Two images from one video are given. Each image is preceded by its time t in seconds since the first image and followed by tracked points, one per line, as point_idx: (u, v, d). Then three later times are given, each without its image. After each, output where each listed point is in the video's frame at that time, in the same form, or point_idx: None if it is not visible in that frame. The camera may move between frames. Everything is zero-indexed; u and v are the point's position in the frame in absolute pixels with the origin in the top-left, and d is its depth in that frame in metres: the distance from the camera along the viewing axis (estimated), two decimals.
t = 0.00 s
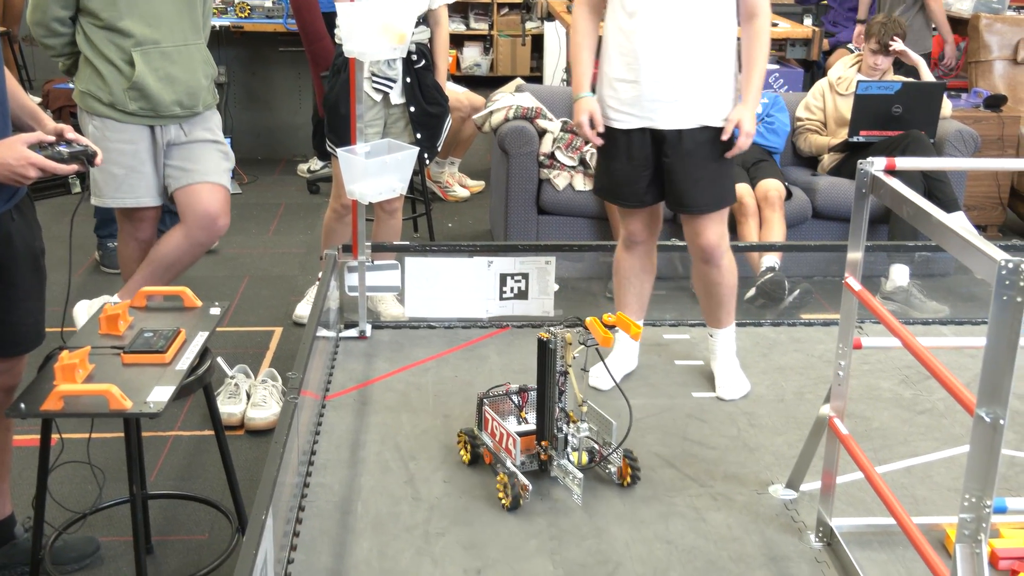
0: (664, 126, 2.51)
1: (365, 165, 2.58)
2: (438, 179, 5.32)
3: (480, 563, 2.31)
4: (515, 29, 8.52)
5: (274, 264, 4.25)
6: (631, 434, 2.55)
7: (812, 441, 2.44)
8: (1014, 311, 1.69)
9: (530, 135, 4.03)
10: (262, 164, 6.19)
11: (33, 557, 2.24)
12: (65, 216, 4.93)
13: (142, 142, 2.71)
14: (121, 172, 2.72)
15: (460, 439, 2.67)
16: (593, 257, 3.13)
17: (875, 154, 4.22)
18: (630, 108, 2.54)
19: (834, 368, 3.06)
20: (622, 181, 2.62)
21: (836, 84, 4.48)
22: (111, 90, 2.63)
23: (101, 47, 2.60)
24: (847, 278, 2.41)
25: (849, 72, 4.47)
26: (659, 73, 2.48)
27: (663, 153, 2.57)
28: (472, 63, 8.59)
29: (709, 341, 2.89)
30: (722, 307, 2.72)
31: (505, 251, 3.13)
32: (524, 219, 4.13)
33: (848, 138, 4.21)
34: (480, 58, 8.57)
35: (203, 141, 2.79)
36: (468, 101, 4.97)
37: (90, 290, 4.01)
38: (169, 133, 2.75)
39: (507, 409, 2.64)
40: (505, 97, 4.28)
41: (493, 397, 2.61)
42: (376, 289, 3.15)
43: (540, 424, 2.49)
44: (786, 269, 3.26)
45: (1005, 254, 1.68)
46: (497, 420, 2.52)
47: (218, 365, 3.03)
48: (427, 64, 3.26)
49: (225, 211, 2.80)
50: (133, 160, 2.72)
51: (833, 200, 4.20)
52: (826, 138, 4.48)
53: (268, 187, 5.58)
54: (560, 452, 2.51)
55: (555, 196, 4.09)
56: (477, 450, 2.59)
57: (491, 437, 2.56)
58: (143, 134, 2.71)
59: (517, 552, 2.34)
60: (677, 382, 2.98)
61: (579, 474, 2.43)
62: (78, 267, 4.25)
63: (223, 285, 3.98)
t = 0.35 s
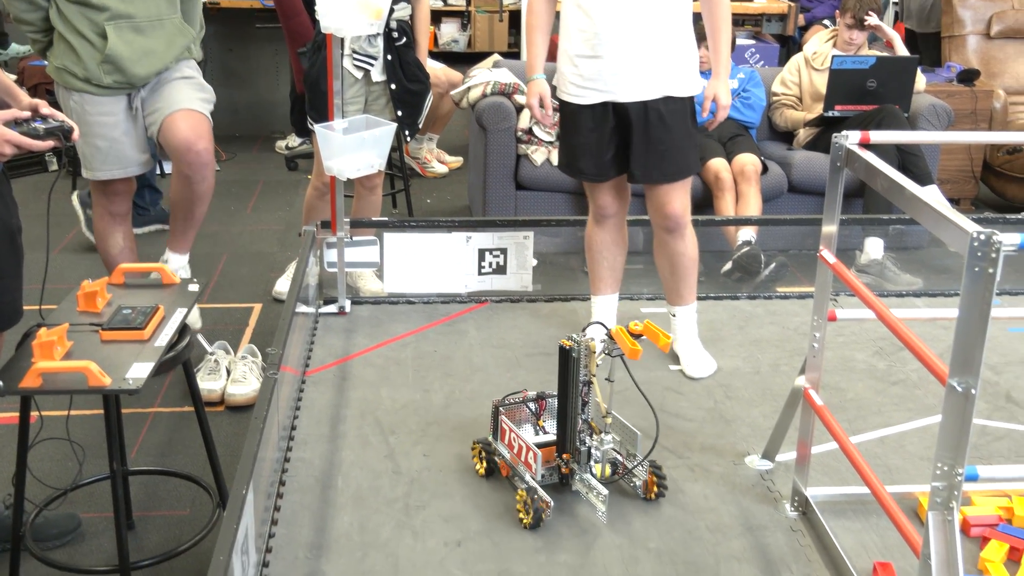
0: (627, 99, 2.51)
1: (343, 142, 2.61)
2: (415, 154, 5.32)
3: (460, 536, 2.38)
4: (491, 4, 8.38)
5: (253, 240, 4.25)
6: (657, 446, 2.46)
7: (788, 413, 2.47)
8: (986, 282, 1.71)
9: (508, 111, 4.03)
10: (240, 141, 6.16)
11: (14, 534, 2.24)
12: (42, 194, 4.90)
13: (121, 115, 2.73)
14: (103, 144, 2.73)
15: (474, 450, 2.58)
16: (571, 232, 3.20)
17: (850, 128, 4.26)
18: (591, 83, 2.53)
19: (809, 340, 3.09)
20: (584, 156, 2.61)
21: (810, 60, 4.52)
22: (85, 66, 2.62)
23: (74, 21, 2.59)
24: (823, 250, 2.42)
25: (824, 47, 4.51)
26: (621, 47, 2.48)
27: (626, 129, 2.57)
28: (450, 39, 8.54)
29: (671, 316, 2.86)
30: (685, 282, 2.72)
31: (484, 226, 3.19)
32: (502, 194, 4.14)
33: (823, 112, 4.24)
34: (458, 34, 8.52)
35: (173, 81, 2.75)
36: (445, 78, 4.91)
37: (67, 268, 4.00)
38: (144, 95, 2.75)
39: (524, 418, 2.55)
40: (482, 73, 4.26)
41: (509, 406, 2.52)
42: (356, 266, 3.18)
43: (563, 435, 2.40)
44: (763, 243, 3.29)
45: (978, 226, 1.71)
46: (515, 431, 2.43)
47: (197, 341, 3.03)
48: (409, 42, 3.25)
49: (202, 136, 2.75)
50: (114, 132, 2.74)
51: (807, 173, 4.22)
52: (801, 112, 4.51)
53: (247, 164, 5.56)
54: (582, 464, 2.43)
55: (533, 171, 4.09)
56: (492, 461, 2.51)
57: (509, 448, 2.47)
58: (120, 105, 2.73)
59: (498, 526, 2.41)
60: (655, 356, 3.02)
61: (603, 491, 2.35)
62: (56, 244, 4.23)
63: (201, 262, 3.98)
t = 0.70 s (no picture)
0: (592, 67, 2.51)
1: (313, 111, 2.61)
2: (387, 125, 5.27)
3: (434, 503, 2.45)
4: None
5: (226, 211, 4.25)
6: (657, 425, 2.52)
7: (757, 377, 2.50)
8: (952, 246, 1.79)
9: (479, 80, 4.00)
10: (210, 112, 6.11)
11: None
12: (10, 167, 4.85)
13: (95, 86, 2.79)
14: (75, 115, 2.77)
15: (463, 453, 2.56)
16: (542, 200, 3.21)
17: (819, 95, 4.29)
18: (556, 51, 2.53)
19: (778, 306, 3.14)
20: (549, 125, 2.62)
21: (780, 28, 4.57)
22: (60, 36, 2.70)
23: None
24: (790, 219, 2.43)
25: (794, 15, 4.55)
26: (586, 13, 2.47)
27: (591, 95, 2.58)
28: (420, 9, 8.30)
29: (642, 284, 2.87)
30: (655, 250, 2.75)
31: (456, 196, 3.20)
32: (474, 163, 4.11)
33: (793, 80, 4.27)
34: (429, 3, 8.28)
35: (153, 86, 2.86)
36: (417, 48, 4.91)
37: (37, 240, 3.97)
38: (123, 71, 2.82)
39: (506, 413, 2.56)
40: (453, 41, 4.25)
41: (491, 402, 2.52)
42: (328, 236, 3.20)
43: (573, 426, 2.41)
44: (733, 211, 3.32)
45: (943, 192, 1.76)
46: (517, 427, 2.43)
47: (169, 312, 3.04)
48: (379, 10, 3.23)
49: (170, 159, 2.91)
50: (87, 103, 2.78)
51: (778, 142, 4.23)
52: (771, 80, 4.54)
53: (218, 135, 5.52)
54: (594, 452, 2.44)
55: (505, 140, 4.06)
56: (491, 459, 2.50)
57: (507, 446, 2.46)
58: (94, 77, 2.78)
59: (472, 493, 2.48)
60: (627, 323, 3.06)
61: (628, 477, 2.37)
62: (25, 217, 4.20)
63: (174, 233, 3.97)
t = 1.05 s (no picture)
0: (554, 32, 2.53)
1: (281, 79, 2.62)
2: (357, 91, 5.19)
3: (407, 468, 2.47)
4: None
5: (196, 180, 4.22)
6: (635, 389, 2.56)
7: (726, 338, 2.52)
8: (916, 207, 1.82)
9: (447, 46, 3.98)
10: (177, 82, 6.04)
11: None
12: None
13: (68, 49, 2.80)
14: (49, 78, 2.78)
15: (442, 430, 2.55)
16: (511, 166, 3.27)
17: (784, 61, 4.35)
18: (520, 16, 2.54)
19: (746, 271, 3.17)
20: (515, 92, 2.63)
21: None
22: None
23: None
24: (757, 181, 2.45)
25: None
26: None
27: (555, 62, 2.59)
28: None
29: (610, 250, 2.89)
30: (623, 216, 2.76)
31: (425, 163, 3.23)
32: (443, 130, 4.10)
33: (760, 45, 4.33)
34: None
35: (128, 61, 2.95)
36: (387, 12, 4.88)
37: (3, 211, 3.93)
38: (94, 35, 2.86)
39: (483, 386, 2.54)
40: (421, 9, 4.21)
41: (469, 377, 2.51)
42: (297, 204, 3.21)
43: (557, 395, 2.43)
44: (701, 175, 3.37)
45: (907, 154, 1.79)
46: (502, 401, 2.42)
47: (138, 282, 3.03)
48: None
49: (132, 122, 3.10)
50: (61, 66, 2.79)
51: (744, 107, 4.24)
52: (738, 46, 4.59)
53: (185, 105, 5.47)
54: (578, 419, 2.47)
55: (474, 107, 4.05)
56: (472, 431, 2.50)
57: (490, 420, 2.46)
58: (68, 40, 2.79)
59: (444, 458, 2.51)
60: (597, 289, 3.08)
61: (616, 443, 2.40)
62: None
63: (143, 203, 3.94)
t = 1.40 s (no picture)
0: (517, 8, 2.54)
1: (247, 56, 2.60)
2: (326, 68, 5.25)
3: (378, 443, 2.48)
4: None
5: (163, 158, 4.20)
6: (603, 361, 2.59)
7: (693, 310, 2.55)
8: (879, 178, 1.84)
9: (414, 22, 3.95)
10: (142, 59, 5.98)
11: None
12: None
13: (33, 21, 2.76)
14: (19, 53, 2.76)
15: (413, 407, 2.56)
16: (480, 142, 3.25)
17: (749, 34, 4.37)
18: None
19: (713, 244, 3.21)
20: (480, 68, 2.64)
21: None
22: None
23: None
24: (723, 154, 2.46)
25: None
26: None
27: (518, 38, 2.60)
28: None
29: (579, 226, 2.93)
30: (590, 191, 2.79)
31: (392, 138, 3.24)
32: (410, 104, 4.04)
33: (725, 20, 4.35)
34: None
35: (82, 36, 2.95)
36: None
37: None
38: (50, 7, 2.84)
39: (453, 362, 2.54)
40: None
41: (439, 352, 2.50)
42: (266, 182, 3.20)
43: (527, 368, 2.45)
44: (668, 149, 3.39)
45: (869, 126, 1.80)
46: (473, 376, 2.44)
47: (107, 262, 3.03)
48: None
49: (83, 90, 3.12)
50: (29, 39, 2.76)
51: (710, 80, 4.25)
52: (704, 20, 4.60)
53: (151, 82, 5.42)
54: (549, 392, 2.49)
55: (442, 83, 4.02)
56: (444, 412, 2.50)
57: (461, 396, 2.47)
58: (32, 12, 2.76)
59: (414, 432, 2.53)
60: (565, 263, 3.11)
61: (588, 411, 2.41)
62: None
63: (110, 181, 3.92)
